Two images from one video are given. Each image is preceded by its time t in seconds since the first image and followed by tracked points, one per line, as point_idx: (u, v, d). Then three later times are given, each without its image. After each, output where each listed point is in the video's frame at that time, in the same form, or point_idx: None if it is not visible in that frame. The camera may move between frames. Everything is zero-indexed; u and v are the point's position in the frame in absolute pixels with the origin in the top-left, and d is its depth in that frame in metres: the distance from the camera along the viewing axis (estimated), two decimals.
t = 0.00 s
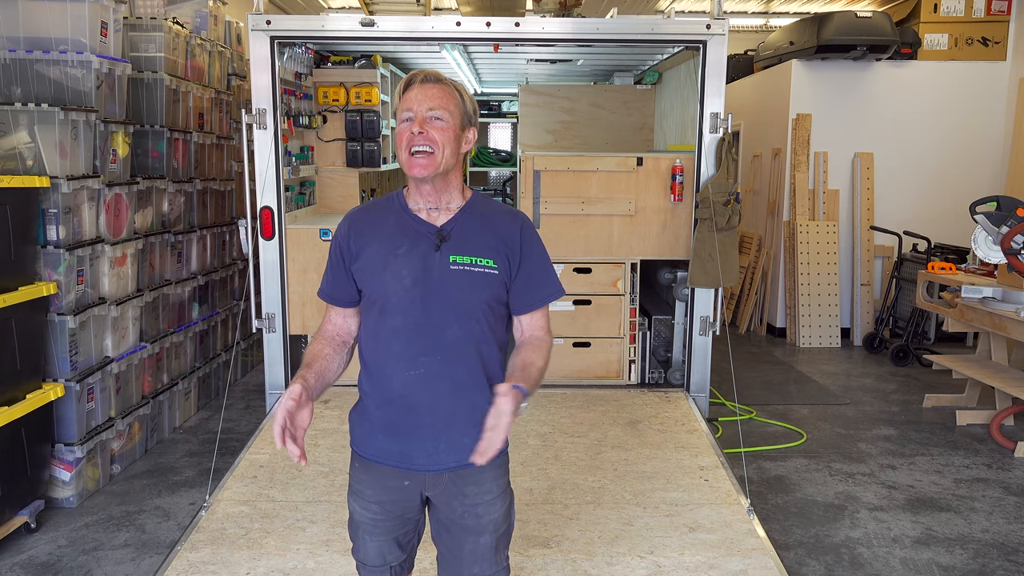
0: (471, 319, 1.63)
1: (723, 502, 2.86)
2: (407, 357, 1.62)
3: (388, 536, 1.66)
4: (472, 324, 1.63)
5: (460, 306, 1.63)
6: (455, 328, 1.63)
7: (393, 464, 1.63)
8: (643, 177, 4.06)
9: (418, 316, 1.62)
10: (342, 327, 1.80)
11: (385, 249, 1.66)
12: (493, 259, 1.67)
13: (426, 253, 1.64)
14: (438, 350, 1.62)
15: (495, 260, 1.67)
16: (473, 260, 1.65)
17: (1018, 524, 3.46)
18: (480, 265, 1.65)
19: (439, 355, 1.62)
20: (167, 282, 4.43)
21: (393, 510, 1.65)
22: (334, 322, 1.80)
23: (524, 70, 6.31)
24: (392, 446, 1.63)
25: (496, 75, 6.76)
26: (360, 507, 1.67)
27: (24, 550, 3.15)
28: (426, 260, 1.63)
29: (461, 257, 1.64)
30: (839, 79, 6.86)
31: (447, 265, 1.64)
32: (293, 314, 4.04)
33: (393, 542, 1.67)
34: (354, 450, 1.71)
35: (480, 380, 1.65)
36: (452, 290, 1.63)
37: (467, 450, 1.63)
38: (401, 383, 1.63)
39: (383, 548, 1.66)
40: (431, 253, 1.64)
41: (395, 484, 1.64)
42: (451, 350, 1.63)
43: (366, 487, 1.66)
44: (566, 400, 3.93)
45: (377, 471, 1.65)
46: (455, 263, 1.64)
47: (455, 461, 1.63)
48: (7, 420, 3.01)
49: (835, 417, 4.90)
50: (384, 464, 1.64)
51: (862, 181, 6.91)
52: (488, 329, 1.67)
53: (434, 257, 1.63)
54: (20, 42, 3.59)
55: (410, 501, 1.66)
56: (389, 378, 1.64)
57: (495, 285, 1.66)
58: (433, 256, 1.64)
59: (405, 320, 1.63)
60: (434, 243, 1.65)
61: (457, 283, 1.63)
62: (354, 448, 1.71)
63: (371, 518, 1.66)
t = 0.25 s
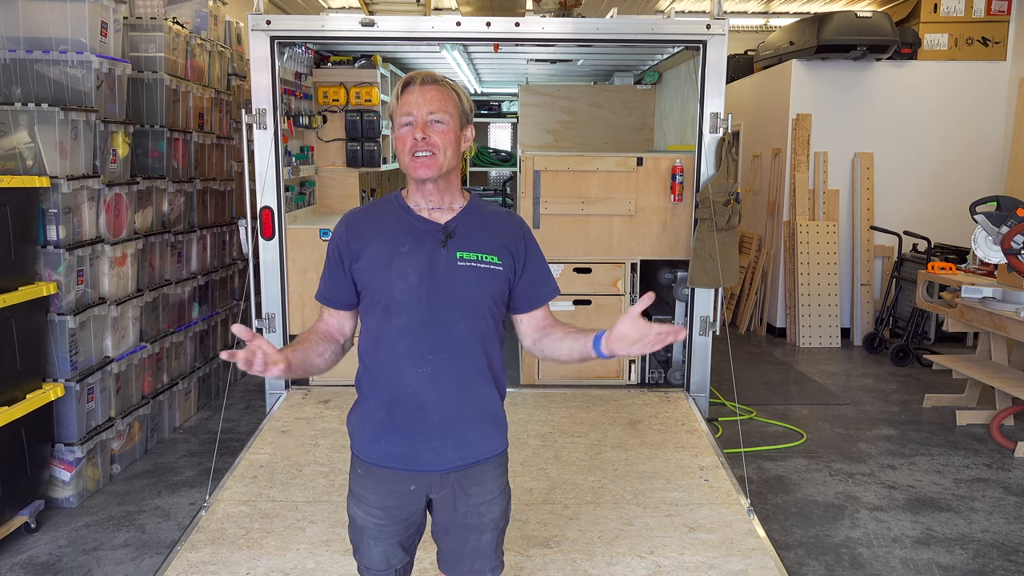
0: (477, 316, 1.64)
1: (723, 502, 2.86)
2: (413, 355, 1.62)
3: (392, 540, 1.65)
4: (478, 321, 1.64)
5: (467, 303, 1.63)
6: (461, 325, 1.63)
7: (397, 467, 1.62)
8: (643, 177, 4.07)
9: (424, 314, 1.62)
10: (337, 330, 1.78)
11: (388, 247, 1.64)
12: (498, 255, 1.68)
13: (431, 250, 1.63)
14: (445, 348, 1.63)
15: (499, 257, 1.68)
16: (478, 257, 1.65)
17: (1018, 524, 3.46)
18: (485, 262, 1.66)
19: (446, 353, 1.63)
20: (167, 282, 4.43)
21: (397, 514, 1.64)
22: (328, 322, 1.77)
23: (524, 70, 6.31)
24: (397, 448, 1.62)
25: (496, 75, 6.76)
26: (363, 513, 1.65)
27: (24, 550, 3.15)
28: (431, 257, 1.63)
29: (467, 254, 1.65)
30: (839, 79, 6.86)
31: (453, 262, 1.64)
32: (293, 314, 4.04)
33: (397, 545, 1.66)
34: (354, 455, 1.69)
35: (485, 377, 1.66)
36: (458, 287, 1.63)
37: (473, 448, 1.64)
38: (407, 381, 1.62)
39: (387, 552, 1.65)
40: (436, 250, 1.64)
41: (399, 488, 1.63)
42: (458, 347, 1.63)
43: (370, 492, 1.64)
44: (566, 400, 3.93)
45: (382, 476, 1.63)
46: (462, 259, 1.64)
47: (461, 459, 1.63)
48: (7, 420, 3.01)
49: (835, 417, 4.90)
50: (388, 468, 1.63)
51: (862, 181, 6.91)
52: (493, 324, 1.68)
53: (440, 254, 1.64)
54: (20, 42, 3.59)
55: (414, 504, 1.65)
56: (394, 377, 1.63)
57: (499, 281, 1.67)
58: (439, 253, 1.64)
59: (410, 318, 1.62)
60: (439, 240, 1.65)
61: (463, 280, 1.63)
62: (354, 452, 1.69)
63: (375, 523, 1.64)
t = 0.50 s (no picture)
0: (484, 316, 1.65)
1: (722, 502, 2.86)
2: (423, 357, 1.61)
3: (400, 544, 1.64)
4: (485, 321, 1.65)
5: (475, 304, 1.64)
6: (470, 325, 1.64)
7: (406, 470, 1.61)
8: (643, 177, 4.07)
9: (434, 315, 1.61)
10: (332, 339, 1.73)
11: (395, 249, 1.63)
12: (501, 255, 1.70)
13: (439, 251, 1.63)
14: (455, 348, 1.62)
15: (502, 257, 1.70)
16: (484, 257, 1.67)
17: (1018, 524, 3.46)
18: (491, 262, 1.67)
19: (455, 353, 1.63)
20: (167, 282, 4.43)
21: (405, 518, 1.63)
22: (325, 330, 1.73)
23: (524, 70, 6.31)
24: (405, 450, 1.61)
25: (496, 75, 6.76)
26: (371, 517, 1.63)
27: (24, 550, 3.15)
28: (440, 258, 1.63)
29: (473, 254, 1.66)
30: (839, 79, 6.85)
31: (461, 262, 1.64)
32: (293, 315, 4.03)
33: (404, 548, 1.65)
34: (358, 460, 1.66)
35: (492, 376, 1.67)
36: (466, 287, 1.64)
37: (482, 446, 1.65)
38: (416, 382, 1.62)
39: (395, 556, 1.64)
40: (444, 250, 1.64)
41: (408, 491, 1.62)
42: (468, 347, 1.64)
43: (377, 497, 1.62)
44: (566, 400, 3.93)
45: (389, 479, 1.61)
46: (469, 259, 1.65)
47: (469, 459, 1.64)
48: (7, 420, 3.01)
49: (835, 417, 4.90)
50: (396, 471, 1.61)
51: (862, 181, 6.91)
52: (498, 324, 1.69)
53: (448, 255, 1.64)
54: (20, 42, 3.59)
55: (421, 506, 1.64)
56: (403, 379, 1.62)
57: (504, 281, 1.69)
58: (447, 253, 1.64)
59: (421, 319, 1.61)
60: (446, 241, 1.65)
61: (471, 280, 1.64)
62: (358, 458, 1.66)
63: (382, 527, 1.62)
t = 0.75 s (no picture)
0: (486, 316, 1.65)
1: (722, 502, 2.86)
2: (425, 357, 1.61)
3: (401, 544, 1.64)
4: (487, 321, 1.65)
5: (477, 304, 1.64)
6: (472, 326, 1.64)
7: (408, 471, 1.61)
8: (643, 177, 4.07)
9: (436, 315, 1.61)
10: (339, 341, 1.74)
11: (397, 250, 1.63)
12: (503, 256, 1.71)
13: (441, 252, 1.63)
14: (457, 349, 1.63)
15: (504, 258, 1.70)
16: (486, 258, 1.67)
17: (1018, 524, 3.46)
18: (492, 263, 1.68)
19: (457, 353, 1.63)
20: (167, 282, 4.43)
21: (406, 518, 1.63)
22: (333, 333, 1.74)
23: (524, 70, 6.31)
24: (407, 450, 1.62)
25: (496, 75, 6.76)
26: (372, 518, 1.62)
27: (24, 550, 3.15)
28: (442, 258, 1.63)
29: (475, 255, 1.66)
30: (839, 79, 6.85)
31: (463, 263, 1.64)
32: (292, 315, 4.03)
33: (406, 549, 1.65)
34: (360, 461, 1.66)
35: (494, 377, 1.67)
36: (468, 288, 1.64)
37: (484, 447, 1.65)
38: (418, 383, 1.62)
39: (397, 556, 1.63)
40: (446, 251, 1.64)
41: (409, 492, 1.62)
42: (470, 348, 1.64)
43: (379, 497, 1.62)
44: (566, 400, 3.93)
45: (391, 480, 1.61)
46: (471, 260, 1.65)
47: (471, 459, 1.64)
48: (7, 420, 3.01)
49: (835, 417, 4.90)
50: (398, 472, 1.61)
51: (862, 181, 6.91)
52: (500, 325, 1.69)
53: (450, 256, 1.64)
54: (20, 42, 3.59)
55: (422, 507, 1.64)
56: (405, 379, 1.62)
57: (506, 281, 1.69)
58: (449, 254, 1.64)
59: (423, 320, 1.61)
60: (448, 242, 1.65)
61: (473, 281, 1.64)
62: (360, 458, 1.66)
63: (384, 528, 1.62)
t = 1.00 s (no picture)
0: (487, 317, 1.65)
1: (722, 502, 2.86)
2: (425, 358, 1.61)
3: (400, 543, 1.64)
4: (488, 322, 1.65)
5: (477, 305, 1.64)
6: (472, 327, 1.64)
7: (407, 470, 1.61)
8: (643, 178, 4.07)
9: (436, 316, 1.62)
10: (340, 340, 1.74)
11: (398, 250, 1.63)
12: (504, 257, 1.70)
13: (441, 252, 1.63)
14: (456, 349, 1.62)
15: (505, 259, 1.70)
16: (487, 259, 1.67)
17: (1017, 524, 3.46)
18: (493, 264, 1.67)
19: (457, 354, 1.63)
20: (167, 282, 4.43)
21: (405, 517, 1.63)
22: (335, 331, 1.74)
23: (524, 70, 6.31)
24: (407, 450, 1.62)
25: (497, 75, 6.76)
26: (372, 516, 1.62)
27: (24, 550, 3.15)
28: (442, 259, 1.63)
29: (476, 256, 1.66)
30: (839, 79, 6.85)
31: (463, 264, 1.64)
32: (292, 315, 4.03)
33: (405, 547, 1.65)
34: (360, 460, 1.66)
35: (494, 378, 1.67)
36: (468, 289, 1.64)
37: (483, 447, 1.65)
38: (418, 383, 1.62)
39: (396, 555, 1.63)
40: (447, 252, 1.64)
41: (408, 491, 1.62)
42: (470, 349, 1.64)
43: (378, 495, 1.62)
44: (566, 400, 3.93)
45: (390, 478, 1.62)
46: (471, 261, 1.65)
47: (470, 460, 1.64)
48: (7, 420, 3.01)
49: (835, 417, 4.90)
50: (398, 471, 1.62)
51: (862, 181, 6.91)
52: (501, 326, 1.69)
53: (450, 257, 1.64)
54: (20, 42, 3.59)
55: (421, 506, 1.64)
56: (405, 379, 1.62)
57: (507, 283, 1.69)
58: (449, 255, 1.64)
59: (422, 320, 1.61)
60: (449, 242, 1.65)
61: (473, 281, 1.64)
62: (360, 457, 1.67)
63: (383, 526, 1.62)
